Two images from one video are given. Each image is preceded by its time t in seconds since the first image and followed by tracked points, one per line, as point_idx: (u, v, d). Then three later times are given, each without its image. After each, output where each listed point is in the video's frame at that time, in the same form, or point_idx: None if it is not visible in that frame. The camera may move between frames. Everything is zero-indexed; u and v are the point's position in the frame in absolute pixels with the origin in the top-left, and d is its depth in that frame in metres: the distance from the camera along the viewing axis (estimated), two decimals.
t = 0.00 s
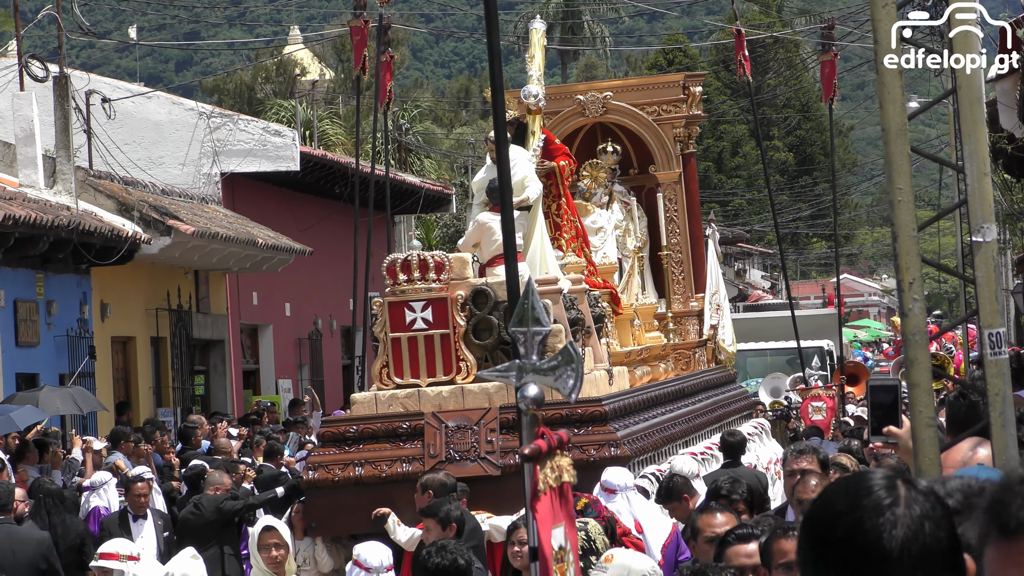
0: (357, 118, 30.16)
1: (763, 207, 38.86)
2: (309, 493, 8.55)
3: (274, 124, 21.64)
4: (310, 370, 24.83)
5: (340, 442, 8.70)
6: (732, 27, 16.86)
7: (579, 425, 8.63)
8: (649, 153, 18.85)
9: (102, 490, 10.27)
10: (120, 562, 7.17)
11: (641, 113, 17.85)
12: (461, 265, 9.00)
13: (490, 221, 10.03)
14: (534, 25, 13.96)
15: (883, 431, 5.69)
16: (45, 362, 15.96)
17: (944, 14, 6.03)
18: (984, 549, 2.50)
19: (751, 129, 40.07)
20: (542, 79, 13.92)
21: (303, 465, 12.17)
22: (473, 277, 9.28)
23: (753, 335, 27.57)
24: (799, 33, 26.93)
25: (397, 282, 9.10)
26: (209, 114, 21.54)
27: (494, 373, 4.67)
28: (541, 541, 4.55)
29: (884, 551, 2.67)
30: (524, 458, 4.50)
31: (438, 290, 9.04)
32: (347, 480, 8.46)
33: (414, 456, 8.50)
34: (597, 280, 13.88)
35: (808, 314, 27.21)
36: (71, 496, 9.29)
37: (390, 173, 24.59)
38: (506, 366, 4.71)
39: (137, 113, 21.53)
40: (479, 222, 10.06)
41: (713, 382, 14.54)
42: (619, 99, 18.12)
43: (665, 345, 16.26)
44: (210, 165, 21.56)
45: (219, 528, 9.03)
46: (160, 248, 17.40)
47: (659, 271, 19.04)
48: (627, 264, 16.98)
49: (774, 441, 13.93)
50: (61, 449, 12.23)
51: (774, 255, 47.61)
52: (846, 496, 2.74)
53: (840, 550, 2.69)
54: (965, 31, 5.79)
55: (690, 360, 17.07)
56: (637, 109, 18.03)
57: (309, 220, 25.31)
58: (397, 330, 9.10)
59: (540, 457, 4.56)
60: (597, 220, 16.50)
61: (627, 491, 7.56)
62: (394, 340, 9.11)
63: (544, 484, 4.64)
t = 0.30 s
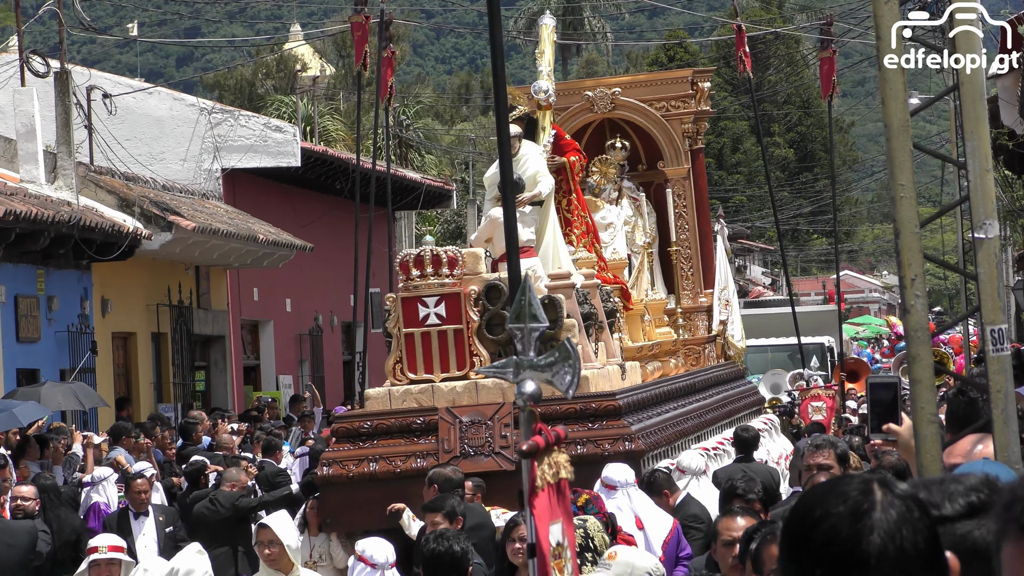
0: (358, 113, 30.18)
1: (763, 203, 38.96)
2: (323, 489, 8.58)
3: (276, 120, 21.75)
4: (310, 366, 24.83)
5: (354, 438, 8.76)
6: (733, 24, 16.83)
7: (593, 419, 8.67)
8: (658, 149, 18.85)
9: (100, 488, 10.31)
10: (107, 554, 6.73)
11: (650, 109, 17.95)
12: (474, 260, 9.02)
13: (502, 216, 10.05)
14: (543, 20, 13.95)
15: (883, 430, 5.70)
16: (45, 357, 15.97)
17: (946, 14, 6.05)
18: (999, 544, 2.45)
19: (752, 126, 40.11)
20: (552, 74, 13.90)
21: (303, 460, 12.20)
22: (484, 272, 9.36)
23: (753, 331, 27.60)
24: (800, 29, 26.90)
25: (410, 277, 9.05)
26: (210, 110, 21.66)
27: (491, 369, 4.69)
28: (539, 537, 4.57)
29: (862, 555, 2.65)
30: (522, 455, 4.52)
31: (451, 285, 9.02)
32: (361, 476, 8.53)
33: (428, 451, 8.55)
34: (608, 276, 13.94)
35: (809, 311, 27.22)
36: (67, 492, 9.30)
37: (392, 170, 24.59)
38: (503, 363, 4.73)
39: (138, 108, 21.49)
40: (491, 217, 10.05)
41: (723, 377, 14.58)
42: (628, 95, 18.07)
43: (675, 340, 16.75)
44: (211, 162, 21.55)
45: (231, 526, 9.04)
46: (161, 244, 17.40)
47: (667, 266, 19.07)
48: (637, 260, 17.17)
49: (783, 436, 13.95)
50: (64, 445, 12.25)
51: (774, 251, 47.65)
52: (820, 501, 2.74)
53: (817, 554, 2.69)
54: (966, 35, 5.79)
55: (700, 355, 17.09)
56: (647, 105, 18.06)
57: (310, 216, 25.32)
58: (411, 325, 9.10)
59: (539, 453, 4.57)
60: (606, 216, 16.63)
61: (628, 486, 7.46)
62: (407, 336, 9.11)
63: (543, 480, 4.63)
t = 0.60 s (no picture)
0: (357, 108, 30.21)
1: (762, 198, 39.01)
2: (335, 484, 8.63)
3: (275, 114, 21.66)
4: (309, 361, 24.86)
5: (366, 432, 8.77)
6: (732, 19, 16.78)
7: (605, 413, 8.69)
8: (661, 144, 18.80)
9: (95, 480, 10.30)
10: (109, 540, 6.71)
11: (653, 104, 17.86)
12: (485, 255, 9.00)
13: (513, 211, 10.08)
14: (549, 14, 13.86)
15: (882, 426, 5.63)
16: (44, 350, 15.98)
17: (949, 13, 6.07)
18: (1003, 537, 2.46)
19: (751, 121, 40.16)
20: (559, 68, 13.89)
21: (302, 454, 12.20)
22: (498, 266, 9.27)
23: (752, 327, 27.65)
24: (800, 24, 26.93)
25: (422, 271, 9.12)
26: (209, 104, 21.61)
27: (486, 365, 4.69)
28: (535, 532, 4.59)
29: (857, 550, 2.66)
30: (518, 450, 4.55)
31: (462, 278, 9.06)
32: (374, 470, 8.54)
33: (440, 445, 8.59)
34: (615, 270, 13.94)
35: (808, 306, 27.26)
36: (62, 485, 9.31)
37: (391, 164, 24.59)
38: (499, 357, 4.73)
39: (137, 102, 21.52)
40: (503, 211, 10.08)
41: (727, 372, 14.64)
42: (631, 90, 18.10)
43: (680, 334, 16.75)
44: (210, 155, 21.56)
45: (243, 519, 9.01)
46: (160, 238, 17.41)
47: (670, 259, 19.10)
48: (641, 255, 17.16)
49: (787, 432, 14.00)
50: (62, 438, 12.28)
51: (773, 246, 47.72)
52: (816, 497, 2.74)
53: (813, 554, 2.69)
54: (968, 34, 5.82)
55: (703, 350, 17.10)
56: (650, 100, 18.03)
57: (309, 210, 25.33)
58: (422, 319, 9.14)
59: (534, 448, 4.61)
60: (610, 211, 16.61)
61: (626, 482, 7.44)
62: (419, 330, 9.16)
63: (538, 475, 4.66)
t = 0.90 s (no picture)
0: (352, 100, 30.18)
1: (756, 191, 39.06)
2: (340, 476, 8.63)
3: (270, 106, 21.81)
4: (303, 353, 24.84)
5: (370, 425, 8.78)
6: (728, 12, 16.74)
7: (610, 404, 8.73)
8: (655, 136, 18.81)
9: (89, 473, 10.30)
10: (109, 538, 6.68)
11: (647, 97, 17.92)
12: (489, 247, 9.12)
13: (515, 202, 10.06)
14: (547, 6, 13.84)
15: (876, 419, 5.75)
16: (38, 342, 15.95)
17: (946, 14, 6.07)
18: (1000, 529, 2.46)
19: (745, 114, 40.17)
20: (556, 63, 13.74)
21: (297, 447, 12.18)
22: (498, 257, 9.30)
23: (746, 320, 27.69)
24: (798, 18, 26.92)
25: (425, 263, 9.15)
26: (204, 95, 21.66)
27: (482, 357, 4.69)
28: (529, 525, 4.58)
29: (853, 541, 2.65)
30: (513, 443, 4.54)
31: (465, 271, 9.08)
32: (378, 462, 8.55)
33: (444, 437, 8.61)
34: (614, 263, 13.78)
35: (803, 299, 27.28)
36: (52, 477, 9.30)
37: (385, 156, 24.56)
38: (494, 350, 4.73)
39: (132, 94, 21.36)
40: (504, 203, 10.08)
41: (722, 364, 14.69)
42: (625, 83, 18.09)
43: (676, 327, 16.75)
44: (204, 147, 21.63)
45: (248, 512, 9.04)
46: (154, 229, 17.39)
47: (665, 252, 19.17)
48: (637, 249, 17.09)
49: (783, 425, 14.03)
50: (56, 430, 12.28)
51: (768, 240, 47.73)
52: (814, 486, 2.73)
53: (810, 543, 2.68)
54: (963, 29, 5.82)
55: (700, 343, 17.36)
56: (643, 93, 17.99)
57: (303, 202, 25.31)
58: (425, 311, 9.19)
59: (528, 440, 4.60)
60: (607, 203, 16.52)
61: (620, 475, 7.46)
62: (421, 322, 9.22)
63: (532, 468, 4.66)
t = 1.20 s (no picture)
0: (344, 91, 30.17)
1: (749, 182, 39.14)
2: (340, 468, 8.69)
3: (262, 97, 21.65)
4: (295, 345, 24.83)
5: (368, 416, 8.80)
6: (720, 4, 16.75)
7: (608, 394, 8.77)
8: (644, 128, 18.88)
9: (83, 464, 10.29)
10: (96, 528, 6.67)
11: (636, 88, 17.90)
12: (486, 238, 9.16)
13: (511, 193, 10.08)
14: None
15: (870, 410, 5.78)
16: (30, 334, 15.93)
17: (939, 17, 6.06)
18: (997, 520, 2.44)
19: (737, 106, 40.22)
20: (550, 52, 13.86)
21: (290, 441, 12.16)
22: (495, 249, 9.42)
23: (739, 311, 27.71)
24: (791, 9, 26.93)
25: (423, 255, 9.23)
26: (196, 87, 21.56)
27: (475, 349, 4.73)
28: (523, 515, 4.61)
29: (852, 529, 2.62)
30: (508, 433, 4.55)
31: (463, 262, 9.16)
32: (378, 454, 8.61)
33: (443, 428, 8.66)
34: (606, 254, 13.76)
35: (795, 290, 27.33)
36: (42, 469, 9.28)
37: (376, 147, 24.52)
38: (489, 341, 4.76)
39: (123, 85, 21.38)
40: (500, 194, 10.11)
41: (712, 355, 14.74)
42: (614, 75, 18.13)
43: (667, 318, 16.81)
44: (196, 138, 21.55)
45: (250, 502, 8.98)
46: (147, 221, 17.38)
47: (654, 245, 19.21)
48: (627, 240, 17.11)
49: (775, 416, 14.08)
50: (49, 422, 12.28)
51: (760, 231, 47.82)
52: (810, 473, 2.72)
53: (805, 528, 2.66)
54: (957, 22, 5.84)
55: (689, 335, 17.07)
56: (632, 85, 17.96)
57: (295, 194, 25.28)
58: (423, 303, 9.25)
59: (523, 432, 4.60)
60: (598, 195, 16.50)
61: (613, 466, 7.49)
62: (420, 313, 9.28)
63: (527, 459, 4.67)
